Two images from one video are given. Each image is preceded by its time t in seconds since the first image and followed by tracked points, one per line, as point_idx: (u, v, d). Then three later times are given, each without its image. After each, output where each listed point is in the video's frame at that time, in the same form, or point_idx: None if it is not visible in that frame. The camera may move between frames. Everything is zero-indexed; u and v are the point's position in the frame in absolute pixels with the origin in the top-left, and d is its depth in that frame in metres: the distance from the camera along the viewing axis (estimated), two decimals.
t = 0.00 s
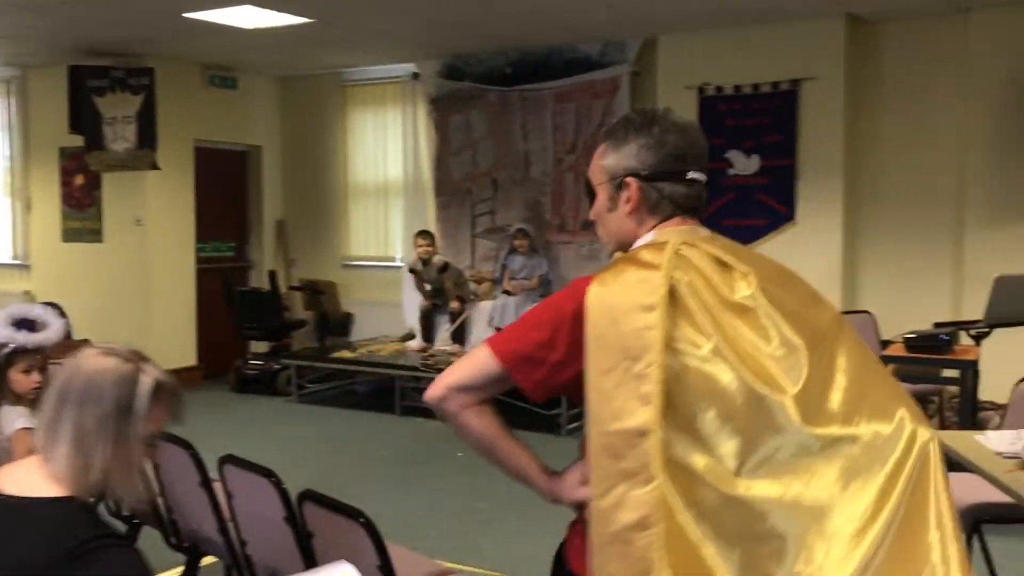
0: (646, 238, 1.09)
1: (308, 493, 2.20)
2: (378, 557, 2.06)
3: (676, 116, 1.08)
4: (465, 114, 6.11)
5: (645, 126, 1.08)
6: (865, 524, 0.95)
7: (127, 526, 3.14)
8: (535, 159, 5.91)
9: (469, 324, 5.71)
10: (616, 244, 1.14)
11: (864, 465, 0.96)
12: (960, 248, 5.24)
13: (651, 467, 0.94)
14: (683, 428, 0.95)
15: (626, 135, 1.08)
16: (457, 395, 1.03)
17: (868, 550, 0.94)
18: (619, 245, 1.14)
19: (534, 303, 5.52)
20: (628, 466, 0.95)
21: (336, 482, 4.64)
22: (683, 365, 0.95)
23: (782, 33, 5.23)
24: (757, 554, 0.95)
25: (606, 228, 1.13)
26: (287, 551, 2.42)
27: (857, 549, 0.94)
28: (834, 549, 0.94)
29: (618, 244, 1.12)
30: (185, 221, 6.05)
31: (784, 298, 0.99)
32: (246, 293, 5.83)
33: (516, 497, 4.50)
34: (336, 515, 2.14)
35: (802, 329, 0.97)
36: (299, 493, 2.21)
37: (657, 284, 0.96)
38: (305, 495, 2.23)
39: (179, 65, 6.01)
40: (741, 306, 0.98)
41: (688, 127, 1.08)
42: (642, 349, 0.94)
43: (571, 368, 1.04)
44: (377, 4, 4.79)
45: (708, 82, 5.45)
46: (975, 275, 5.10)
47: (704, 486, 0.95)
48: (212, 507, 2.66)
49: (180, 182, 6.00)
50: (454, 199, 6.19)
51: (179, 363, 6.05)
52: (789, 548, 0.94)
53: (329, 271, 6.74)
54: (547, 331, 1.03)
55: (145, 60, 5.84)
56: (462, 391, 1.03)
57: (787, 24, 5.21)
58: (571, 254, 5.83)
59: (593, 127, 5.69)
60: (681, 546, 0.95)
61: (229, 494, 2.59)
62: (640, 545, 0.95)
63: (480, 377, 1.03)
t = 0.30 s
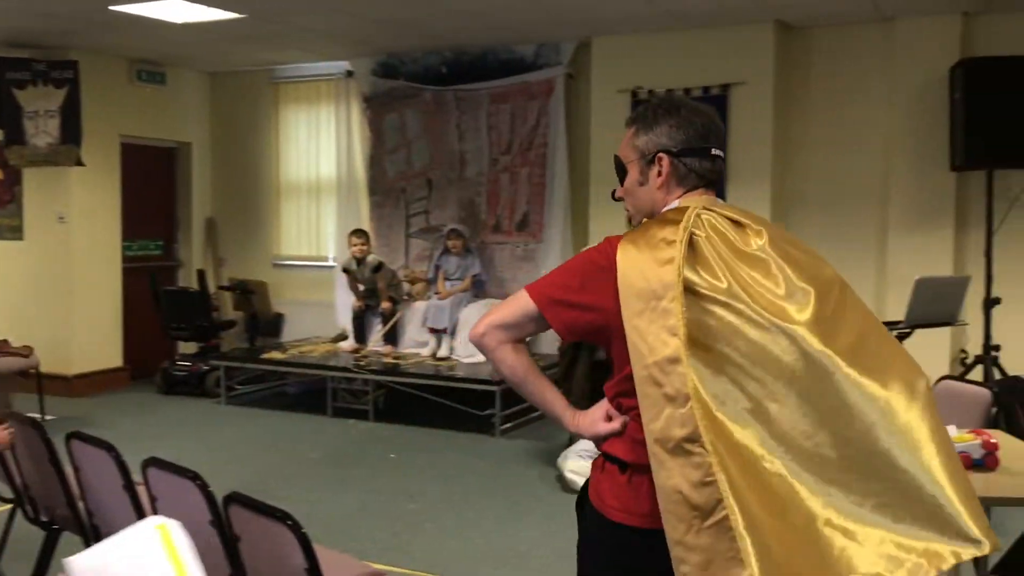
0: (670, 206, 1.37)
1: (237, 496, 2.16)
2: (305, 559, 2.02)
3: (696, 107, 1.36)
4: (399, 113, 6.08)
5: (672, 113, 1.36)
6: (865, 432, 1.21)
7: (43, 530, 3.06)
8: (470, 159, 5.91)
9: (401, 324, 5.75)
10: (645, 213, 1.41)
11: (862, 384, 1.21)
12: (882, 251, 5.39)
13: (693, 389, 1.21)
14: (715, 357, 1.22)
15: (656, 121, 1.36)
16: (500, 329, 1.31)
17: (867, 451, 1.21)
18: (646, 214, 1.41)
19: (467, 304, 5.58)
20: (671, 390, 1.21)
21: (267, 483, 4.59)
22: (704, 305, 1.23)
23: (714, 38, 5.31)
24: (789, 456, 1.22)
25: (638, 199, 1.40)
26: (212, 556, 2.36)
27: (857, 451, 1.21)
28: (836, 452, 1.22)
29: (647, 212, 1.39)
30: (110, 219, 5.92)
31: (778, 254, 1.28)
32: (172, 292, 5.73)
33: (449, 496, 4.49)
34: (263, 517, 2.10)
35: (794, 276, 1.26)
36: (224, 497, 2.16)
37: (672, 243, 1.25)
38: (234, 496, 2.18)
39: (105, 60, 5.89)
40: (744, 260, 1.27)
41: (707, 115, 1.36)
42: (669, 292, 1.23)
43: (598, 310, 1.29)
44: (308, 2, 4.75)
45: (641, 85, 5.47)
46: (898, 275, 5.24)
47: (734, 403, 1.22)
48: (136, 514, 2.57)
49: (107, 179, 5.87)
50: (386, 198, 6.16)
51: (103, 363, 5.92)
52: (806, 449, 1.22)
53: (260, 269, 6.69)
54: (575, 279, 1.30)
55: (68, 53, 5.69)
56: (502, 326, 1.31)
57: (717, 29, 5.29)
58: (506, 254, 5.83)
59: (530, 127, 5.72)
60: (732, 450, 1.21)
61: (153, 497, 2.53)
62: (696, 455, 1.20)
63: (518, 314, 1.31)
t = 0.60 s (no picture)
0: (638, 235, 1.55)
1: (188, 498, 2.13)
2: (257, 562, 2.00)
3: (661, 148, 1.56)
4: (356, 113, 6.06)
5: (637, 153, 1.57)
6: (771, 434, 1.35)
7: None
8: (428, 159, 5.90)
9: (358, 326, 5.71)
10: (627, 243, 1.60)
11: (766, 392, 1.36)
12: (832, 254, 5.49)
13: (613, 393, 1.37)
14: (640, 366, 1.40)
15: (628, 164, 1.56)
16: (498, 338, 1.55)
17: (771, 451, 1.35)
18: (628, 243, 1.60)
19: (424, 305, 5.57)
20: (595, 392, 1.38)
21: (221, 484, 4.54)
22: (636, 320, 1.41)
23: (669, 42, 5.36)
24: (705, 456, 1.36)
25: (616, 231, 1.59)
26: (164, 558, 2.33)
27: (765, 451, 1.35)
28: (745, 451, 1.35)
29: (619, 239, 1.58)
30: (60, 217, 5.84)
31: (709, 274, 1.42)
32: (123, 290, 5.65)
33: (404, 497, 4.49)
34: (215, 519, 2.08)
35: (720, 294, 1.40)
36: (175, 499, 2.14)
37: (612, 266, 1.44)
38: (185, 498, 2.16)
39: (54, 55, 5.80)
40: (676, 280, 1.42)
41: (662, 152, 1.55)
42: (601, 307, 1.40)
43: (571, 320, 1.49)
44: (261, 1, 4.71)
45: (598, 88, 5.51)
46: (849, 278, 5.33)
47: (656, 407, 1.38)
48: (85, 516, 2.53)
49: (56, 177, 5.78)
50: (343, 198, 6.14)
51: (52, 364, 5.83)
52: (720, 448, 1.36)
53: (215, 269, 6.64)
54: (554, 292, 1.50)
55: (16, 48, 5.60)
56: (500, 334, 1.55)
57: (672, 33, 5.34)
58: (463, 255, 5.83)
59: (487, 129, 5.73)
60: (646, 446, 1.37)
61: (101, 501, 2.49)
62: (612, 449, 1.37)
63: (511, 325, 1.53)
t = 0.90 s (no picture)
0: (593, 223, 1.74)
1: (159, 498, 2.10)
2: (229, 562, 1.98)
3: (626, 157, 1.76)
4: (330, 111, 6.03)
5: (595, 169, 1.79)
6: (678, 393, 1.56)
7: None
8: (402, 158, 5.88)
9: (331, 324, 5.66)
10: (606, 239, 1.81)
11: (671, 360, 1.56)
12: (803, 256, 5.53)
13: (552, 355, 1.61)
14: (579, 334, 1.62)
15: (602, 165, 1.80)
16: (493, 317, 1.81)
17: (677, 409, 1.55)
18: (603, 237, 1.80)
19: (398, 305, 5.56)
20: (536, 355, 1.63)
21: (191, 485, 4.50)
22: (576, 296, 1.63)
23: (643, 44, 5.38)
24: (621, 410, 1.58)
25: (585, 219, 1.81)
26: (134, 559, 2.31)
27: (671, 407, 1.56)
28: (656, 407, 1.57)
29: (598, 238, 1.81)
30: (28, 214, 5.77)
31: (639, 255, 1.62)
32: (92, 288, 5.60)
33: (377, 497, 4.47)
34: (187, 520, 2.05)
35: (640, 274, 1.60)
36: (145, 499, 2.12)
37: (564, 252, 1.67)
38: (155, 499, 2.13)
39: (23, 50, 5.73)
40: (611, 262, 1.63)
41: (610, 163, 1.76)
42: (548, 286, 1.65)
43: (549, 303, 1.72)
44: None
45: (573, 88, 5.52)
46: (820, 279, 5.37)
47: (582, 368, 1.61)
48: (53, 517, 2.50)
49: (24, 173, 5.71)
50: (316, 197, 6.10)
51: (19, 362, 5.77)
52: (632, 408, 1.57)
53: (187, 267, 6.58)
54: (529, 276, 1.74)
55: None
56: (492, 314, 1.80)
57: (647, 34, 5.35)
58: (437, 254, 5.82)
59: (462, 128, 5.72)
60: (575, 400, 1.59)
61: (70, 501, 2.45)
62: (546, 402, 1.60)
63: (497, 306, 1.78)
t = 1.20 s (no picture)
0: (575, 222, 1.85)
1: (136, 496, 2.09)
2: (207, 561, 1.97)
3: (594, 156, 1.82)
4: (310, 109, 6.01)
5: (567, 172, 1.85)
6: (667, 374, 1.71)
7: None
8: (382, 157, 5.87)
9: (312, 322, 5.64)
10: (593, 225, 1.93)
11: (662, 341, 1.72)
12: (781, 258, 5.57)
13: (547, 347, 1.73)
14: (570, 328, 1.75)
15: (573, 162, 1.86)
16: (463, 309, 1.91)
17: (667, 389, 1.70)
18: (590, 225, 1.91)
19: (378, 304, 5.56)
20: (532, 346, 1.74)
21: (169, 484, 4.47)
22: (573, 290, 1.76)
23: (624, 45, 5.40)
24: (614, 392, 1.71)
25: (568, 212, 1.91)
26: (112, 557, 2.30)
27: (661, 385, 1.70)
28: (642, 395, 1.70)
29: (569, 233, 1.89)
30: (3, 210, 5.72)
31: (631, 253, 1.78)
32: (69, 286, 5.56)
33: (356, 496, 4.46)
34: (164, 518, 2.04)
35: (633, 267, 1.77)
36: (122, 498, 2.10)
37: (557, 250, 1.79)
38: (133, 497, 2.12)
39: None
40: (605, 260, 1.78)
41: (587, 167, 1.82)
42: (545, 282, 1.76)
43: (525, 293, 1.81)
44: None
45: (553, 89, 5.53)
46: (798, 280, 5.41)
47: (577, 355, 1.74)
48: (28, 515, 2.49)
49: None
50: (295, 195, 6.08)
51: None
52: (625, 388, 1.71)
53: (165, 265, 6.55)
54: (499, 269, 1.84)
55: None
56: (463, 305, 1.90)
57: (628, 35, 5.37)
58: (416, 254, 5.82)
59: (442, 128, 5.72)
60: (567, 389, 1.71)
61: (45, 500, 2.44)
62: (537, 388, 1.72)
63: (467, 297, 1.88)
